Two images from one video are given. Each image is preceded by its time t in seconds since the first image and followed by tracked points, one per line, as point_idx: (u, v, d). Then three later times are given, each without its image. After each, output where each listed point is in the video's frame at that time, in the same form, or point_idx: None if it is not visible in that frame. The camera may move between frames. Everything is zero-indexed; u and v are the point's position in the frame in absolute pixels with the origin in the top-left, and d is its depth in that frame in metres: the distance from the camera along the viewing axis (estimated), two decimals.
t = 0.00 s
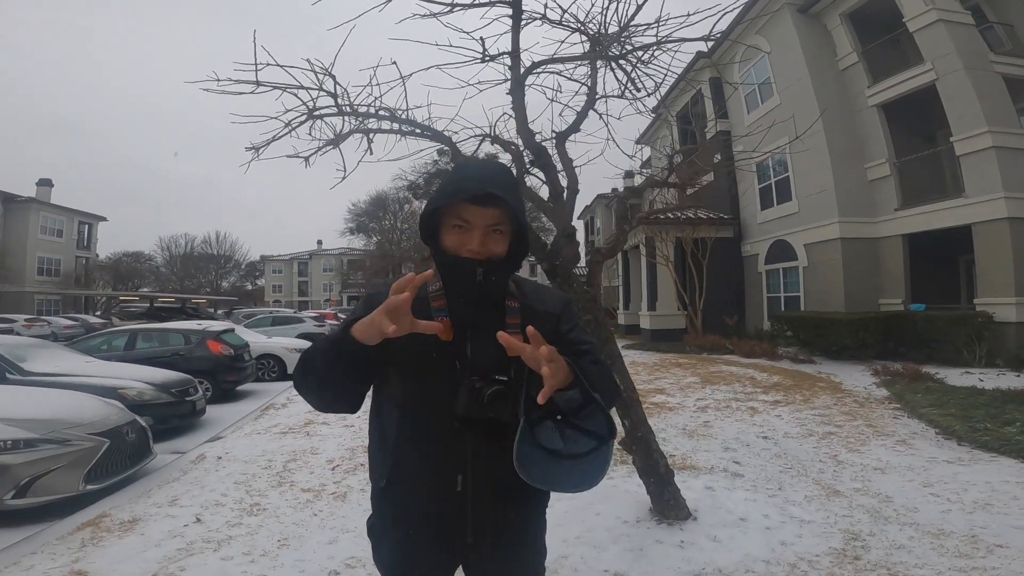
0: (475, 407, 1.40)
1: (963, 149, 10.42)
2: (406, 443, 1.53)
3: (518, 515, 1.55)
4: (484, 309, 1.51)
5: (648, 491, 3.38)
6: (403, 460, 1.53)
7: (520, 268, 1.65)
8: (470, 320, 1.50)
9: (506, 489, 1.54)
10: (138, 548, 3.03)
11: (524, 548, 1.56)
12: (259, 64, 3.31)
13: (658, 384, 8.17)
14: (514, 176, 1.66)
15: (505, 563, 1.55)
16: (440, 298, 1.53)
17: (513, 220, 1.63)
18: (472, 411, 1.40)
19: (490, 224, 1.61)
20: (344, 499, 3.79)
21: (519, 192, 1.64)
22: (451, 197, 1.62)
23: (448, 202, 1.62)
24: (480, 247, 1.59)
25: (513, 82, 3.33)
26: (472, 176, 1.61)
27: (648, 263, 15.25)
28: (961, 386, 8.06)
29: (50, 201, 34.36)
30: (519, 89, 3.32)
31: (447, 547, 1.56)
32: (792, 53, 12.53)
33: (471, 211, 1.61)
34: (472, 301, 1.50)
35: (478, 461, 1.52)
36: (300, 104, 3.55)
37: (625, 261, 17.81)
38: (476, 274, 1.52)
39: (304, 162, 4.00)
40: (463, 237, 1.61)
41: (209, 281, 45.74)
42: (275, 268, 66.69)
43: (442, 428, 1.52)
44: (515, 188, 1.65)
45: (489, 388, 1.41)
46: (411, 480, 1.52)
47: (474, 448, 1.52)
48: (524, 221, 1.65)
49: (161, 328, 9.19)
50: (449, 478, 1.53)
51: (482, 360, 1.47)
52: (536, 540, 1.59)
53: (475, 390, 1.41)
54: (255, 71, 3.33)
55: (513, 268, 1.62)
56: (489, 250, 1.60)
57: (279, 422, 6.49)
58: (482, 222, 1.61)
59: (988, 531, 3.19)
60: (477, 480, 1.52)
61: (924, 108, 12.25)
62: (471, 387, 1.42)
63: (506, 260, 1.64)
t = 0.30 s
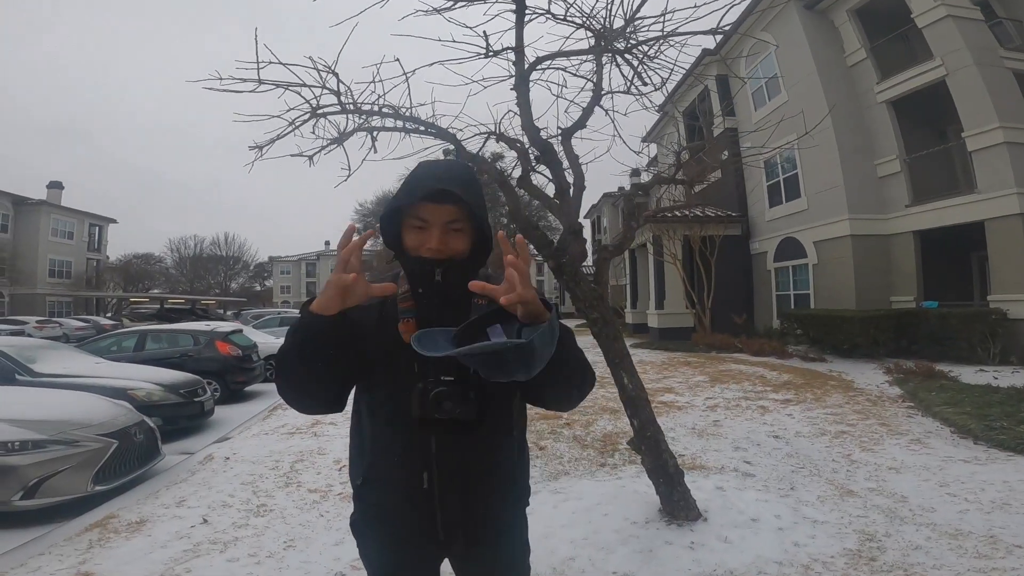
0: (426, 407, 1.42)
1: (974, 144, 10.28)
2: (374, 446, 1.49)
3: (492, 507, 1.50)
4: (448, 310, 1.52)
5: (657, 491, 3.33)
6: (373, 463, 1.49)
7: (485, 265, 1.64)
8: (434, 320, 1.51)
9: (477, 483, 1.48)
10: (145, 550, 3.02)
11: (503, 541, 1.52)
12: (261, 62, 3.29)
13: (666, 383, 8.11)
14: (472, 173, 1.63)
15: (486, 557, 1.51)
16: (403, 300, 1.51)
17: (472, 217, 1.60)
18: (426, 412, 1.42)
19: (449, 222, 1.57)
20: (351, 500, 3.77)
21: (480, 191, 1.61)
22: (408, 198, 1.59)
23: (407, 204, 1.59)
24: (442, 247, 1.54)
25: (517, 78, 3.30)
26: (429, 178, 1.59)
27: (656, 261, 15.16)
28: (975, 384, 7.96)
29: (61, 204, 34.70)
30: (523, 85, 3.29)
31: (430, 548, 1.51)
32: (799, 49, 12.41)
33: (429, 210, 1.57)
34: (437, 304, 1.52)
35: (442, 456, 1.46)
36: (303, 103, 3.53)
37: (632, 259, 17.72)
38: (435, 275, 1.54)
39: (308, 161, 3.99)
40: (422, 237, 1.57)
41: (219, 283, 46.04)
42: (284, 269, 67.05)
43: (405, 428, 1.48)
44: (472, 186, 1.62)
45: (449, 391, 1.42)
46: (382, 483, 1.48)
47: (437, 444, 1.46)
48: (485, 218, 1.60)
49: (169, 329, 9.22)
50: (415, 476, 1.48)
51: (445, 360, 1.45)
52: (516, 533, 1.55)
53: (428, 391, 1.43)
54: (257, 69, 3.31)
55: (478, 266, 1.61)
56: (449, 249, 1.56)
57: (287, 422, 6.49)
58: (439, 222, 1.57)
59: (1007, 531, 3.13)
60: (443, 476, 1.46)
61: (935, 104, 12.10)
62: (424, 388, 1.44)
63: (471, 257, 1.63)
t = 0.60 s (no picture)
0: (401, 409, 1.42)
1: (985, 140, 10.16)
2: (360, 438, 1.49)
3: (476, 499, 1.50)
4: (427, 310, 1.50)
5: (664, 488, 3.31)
6: (359, 456, 1.49)
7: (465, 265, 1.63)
8: (411, 321, 1.48)
9: (459, 475, 1.48)
10: (153, 548, 3.04)
11: (489, 530, 1.52)
12: (265, 60, 3.29)
13: (674, 380, 8.08)
14: (452, 175, 1.67)
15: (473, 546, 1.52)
16: (381, 301, 1.50)
17: (456, 219, 1.63)
18: (402, 414, 1.42)
19: (431, 224, 1.59)
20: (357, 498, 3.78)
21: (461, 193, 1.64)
22: (389, 199, 1.61)
23: (389, 207, 1.61)
24: (424, 248, 1.56)
25: (521, 73, 3.28)
26: (410, 179, 1.62)
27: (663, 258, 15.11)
28: (987, 380, 7.87)
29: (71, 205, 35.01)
30: (527, 80, 3.27)
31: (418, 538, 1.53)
32: (806, 44, 12.30)
33: (412, 211, 1.59)
34: (414, 304, 1.50)
35: (422, 451, 1.45)
36: (307, 100, 3.53)
37: (640, 257, 17.67)
38: (411, 281, 1.52)
39: (313, 160, 3.99)
40: (407, 240, 1.58)
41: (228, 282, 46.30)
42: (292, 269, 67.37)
43: (384, 425, 1.47)
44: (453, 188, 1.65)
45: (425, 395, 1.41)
46: (369, 478, 1.48)
47: (417, 439, 1.45)
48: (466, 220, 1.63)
49: (178, 328, 9.28)
50: (398, 471, 1.46)
51: (422, 359, 1.44)
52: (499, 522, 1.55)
53: (405, 393, 1.42)
54: (262, 67, 3.31)
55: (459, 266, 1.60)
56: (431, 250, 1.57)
57: (294, 420, 6.51)
58: (421, 223, 1.58)
59: (1021, 529, 3.08)
60: (426, 470, 1.45)
61: (944, 98, 11.96)
62: (398, 391, 1.43)
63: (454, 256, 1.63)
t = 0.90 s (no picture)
0: (408, 407, 1.43)
1: (993, 137, 10.08)
2: (360, 437, 1.48)
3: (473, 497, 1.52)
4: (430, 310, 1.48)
5: (670, 487, 3.30)
6: (361, 455, 1.48)
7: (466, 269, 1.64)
8: (413, 321, 1.46)
9: (460, 473, 1.50)
10: (161, 546, 3.05)
11: (487, 525, 1.54)
12: (270, 59, 3.30)
13: (680, 378, 8.06)
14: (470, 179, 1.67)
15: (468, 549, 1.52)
16: (386, 299, 1.46)
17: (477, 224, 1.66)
18: (409, 411, 1.43)
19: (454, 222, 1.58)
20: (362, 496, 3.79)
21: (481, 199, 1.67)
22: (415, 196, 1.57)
23: (418, 205, 1.57)
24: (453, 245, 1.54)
25: (525, 71, 3.27)
26: (443, 179, 1.59)
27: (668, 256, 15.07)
28: (996, 379, 7.82)
29: (79, 205, 35.26)
30: (530, 78, 3.26)
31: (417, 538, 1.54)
32: (812, 42, 12.24)
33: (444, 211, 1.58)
34: (421, 301, 1.46)
35: (428, 447, 1.46)
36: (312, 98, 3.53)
37: (645, 255, 17.62)
38: (427, 279, 1.50)
39: (318, 159, 3.99)
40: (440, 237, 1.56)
41: (234, 281, 46.50)
42: (298, 267, 67.65)
43: (387, 422, 1.47)
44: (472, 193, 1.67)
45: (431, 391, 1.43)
46: (372, 476, 1.48)
47: (423, 436, 1.46)
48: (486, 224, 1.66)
49: (185, 327, 9.32)
50: (401, 468, 1.47)
51: (424, 359, 1.44)
52: (495, 520, 1.57)
53: (412, 391, 1.43)
54: (266, 65, 3.32)
55: (462, 269, 1.60)
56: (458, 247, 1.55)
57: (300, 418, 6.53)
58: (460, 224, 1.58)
59: None
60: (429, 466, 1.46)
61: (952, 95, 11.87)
62: (407, 389, 1.43)
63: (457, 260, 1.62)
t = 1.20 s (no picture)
0: (414, 408, 1.41)
1: (994, 134, 10.05)
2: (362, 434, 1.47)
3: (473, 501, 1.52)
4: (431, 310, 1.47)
5: (671, 485, 3.30)
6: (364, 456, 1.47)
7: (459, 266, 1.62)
8: (413, 320, 1.45)
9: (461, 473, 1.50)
10: (162, 545, 3.05)
11: (487, 522, 1.54)
12: (269, 57, 3.30)
13: (681, 376, 8.06)
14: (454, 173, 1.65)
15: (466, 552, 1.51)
16: (387, 298, 1.45)
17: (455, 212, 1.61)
18: (413, 412, 1.41)
19: (437, 216, 1.56)
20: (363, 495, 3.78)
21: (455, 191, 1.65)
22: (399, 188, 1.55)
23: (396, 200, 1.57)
24: (428, 237, 1.51)
25: (524, 68, 3.26)
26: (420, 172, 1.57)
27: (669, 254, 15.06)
28: (998, 376, 7.81)
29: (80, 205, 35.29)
30: (530, 75, 3.25)
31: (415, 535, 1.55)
32: (812, 39, 12.21)
33: (420, 202, 1.55)
34: (420, 302, 1.45)
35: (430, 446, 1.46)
36: (311, 96, 3.52)
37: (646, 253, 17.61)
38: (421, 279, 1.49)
39: (317, 158, 3.98)
40: (411, 227, 1.54)
41: (235, 280, 46.54)
42: (299, 266, 67.73)
43: (390, 420, 1.46)
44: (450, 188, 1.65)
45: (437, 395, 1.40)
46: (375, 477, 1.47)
47: (424, 437, 1.45)
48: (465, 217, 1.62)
49: (186, 326, 9.32)
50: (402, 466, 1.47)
51: (426, 360, 1.44)
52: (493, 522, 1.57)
53: (416, 393, 1.41)
54: (265, 63, 3.32)
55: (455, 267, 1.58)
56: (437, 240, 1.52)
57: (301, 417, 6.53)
58: (427, 212, 1.55)
59: None
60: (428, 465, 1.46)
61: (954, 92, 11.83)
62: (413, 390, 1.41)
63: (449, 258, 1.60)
